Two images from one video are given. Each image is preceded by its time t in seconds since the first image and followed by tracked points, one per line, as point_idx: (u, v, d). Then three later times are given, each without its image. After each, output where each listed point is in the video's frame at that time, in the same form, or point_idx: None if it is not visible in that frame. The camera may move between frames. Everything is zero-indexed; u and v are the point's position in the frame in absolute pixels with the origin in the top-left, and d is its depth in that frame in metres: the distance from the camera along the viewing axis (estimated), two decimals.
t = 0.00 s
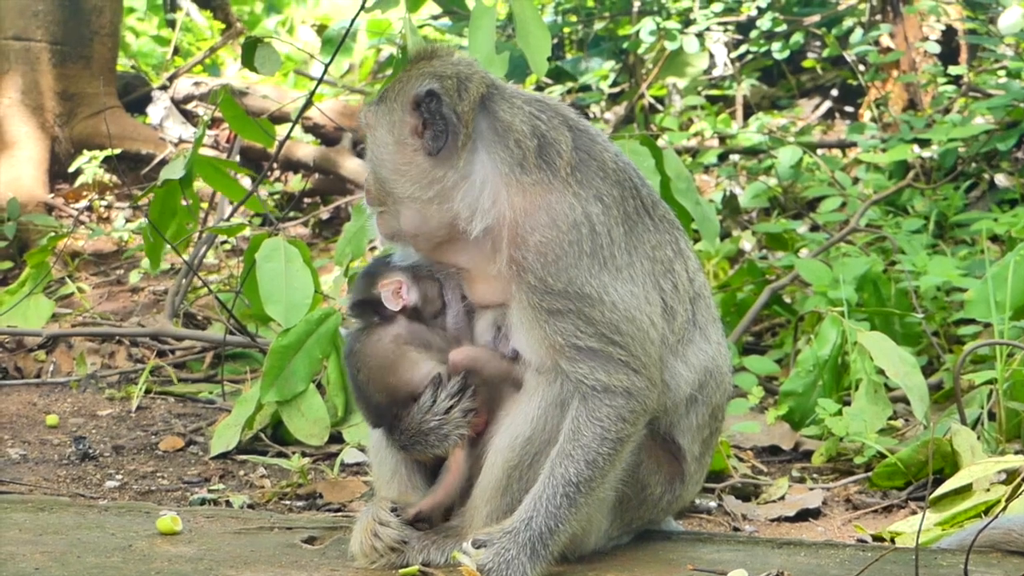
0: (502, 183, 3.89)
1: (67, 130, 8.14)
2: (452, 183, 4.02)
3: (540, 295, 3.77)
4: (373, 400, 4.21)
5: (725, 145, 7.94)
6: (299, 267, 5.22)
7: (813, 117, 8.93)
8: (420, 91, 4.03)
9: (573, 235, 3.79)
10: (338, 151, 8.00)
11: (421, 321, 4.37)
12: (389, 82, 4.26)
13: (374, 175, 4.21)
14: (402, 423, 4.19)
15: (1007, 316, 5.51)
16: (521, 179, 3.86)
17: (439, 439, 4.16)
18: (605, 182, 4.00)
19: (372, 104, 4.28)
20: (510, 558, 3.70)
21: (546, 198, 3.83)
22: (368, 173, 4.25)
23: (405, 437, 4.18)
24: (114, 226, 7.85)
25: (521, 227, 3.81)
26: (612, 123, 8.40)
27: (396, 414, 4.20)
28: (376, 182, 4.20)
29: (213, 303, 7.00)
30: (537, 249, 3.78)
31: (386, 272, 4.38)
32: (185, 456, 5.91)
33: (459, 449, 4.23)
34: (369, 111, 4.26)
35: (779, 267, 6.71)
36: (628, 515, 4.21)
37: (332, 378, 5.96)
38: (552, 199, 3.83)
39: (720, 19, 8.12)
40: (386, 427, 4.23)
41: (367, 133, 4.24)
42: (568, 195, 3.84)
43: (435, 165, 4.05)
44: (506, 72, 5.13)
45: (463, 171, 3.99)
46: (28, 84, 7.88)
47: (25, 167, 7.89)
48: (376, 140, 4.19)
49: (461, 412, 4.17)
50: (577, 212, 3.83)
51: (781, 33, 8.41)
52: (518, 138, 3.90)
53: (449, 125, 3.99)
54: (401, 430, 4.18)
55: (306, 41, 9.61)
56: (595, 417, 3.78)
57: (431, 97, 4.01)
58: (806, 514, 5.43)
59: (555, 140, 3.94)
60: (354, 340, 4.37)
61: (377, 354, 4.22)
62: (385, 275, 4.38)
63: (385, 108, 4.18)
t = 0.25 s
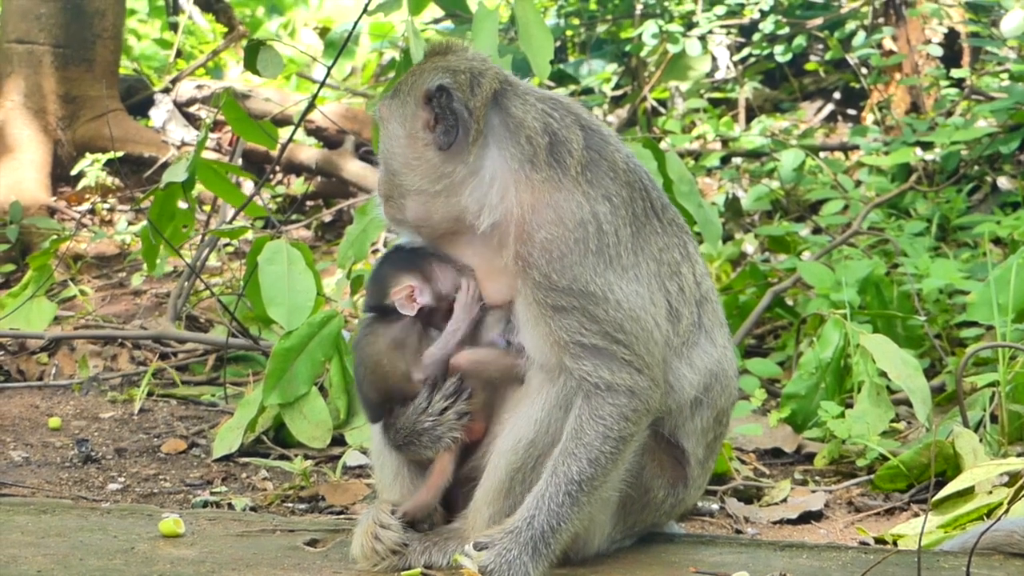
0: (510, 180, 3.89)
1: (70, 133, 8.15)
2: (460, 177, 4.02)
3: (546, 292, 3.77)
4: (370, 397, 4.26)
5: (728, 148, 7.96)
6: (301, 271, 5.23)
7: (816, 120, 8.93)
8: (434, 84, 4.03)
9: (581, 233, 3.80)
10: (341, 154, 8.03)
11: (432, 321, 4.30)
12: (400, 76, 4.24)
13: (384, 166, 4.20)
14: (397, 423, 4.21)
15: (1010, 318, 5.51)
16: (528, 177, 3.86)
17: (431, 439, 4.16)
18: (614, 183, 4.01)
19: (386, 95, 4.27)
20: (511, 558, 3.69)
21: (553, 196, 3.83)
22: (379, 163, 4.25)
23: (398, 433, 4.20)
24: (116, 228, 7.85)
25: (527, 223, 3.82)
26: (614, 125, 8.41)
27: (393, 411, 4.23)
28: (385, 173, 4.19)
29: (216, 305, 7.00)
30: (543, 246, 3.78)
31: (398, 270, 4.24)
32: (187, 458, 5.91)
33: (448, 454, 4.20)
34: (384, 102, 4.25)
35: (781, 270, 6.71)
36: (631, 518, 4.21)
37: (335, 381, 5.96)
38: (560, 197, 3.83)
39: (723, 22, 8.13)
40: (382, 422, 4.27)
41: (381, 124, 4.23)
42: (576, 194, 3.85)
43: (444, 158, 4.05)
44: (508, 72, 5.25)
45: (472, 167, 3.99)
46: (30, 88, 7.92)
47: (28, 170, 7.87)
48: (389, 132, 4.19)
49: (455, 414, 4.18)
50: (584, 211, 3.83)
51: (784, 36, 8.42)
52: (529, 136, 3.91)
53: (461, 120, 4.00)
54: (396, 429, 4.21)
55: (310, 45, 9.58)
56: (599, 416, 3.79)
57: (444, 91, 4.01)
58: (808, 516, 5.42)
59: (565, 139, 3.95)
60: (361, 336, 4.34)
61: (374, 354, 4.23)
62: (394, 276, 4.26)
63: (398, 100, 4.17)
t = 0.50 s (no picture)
0: (523, 180, 3.94)
1: (71, 135, 8.15)
2: (476, 182, 4.04)
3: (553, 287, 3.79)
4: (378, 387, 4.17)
5: (729, 151, 7.97)
6: (302, 273, 5.22)
7: (817, 122, 8.92)
8: (452, 91, 4.06)
9: (590, 232, 3.83)
10: (341, 157, 7.97)
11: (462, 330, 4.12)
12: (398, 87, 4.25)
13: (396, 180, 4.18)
14: (402, 419, 4.13)
15: (1011, 321, 5.51)
16: (540, 177, 3.92)
17: (433, 442, 4.07)
18: (622, 184, 4.04)
19: (388, 108, 4.24)
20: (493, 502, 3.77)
21: (564, 195, 3.87)
22: (389, 179, 4.20)
23: (401, 431, 4.13)
24: (117, 231, 7.85)
25: (537, 222, 3.86)
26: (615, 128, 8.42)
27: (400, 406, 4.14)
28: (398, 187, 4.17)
29: (217, 307, 7.00)
30: (552, 243, 3.81)
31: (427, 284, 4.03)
32: (188, 460, 5.91)
33: (447, 460, 4.11)
34: (389, 115, 4.22)
35: (782, 273, 6.72)
36: (632, 520, 4.20)
37: (336, 383, 5.94)
38: (570, 197, 3.87)
39: (724, 25, 8.14)
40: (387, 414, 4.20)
41: (390, 139, 4.19)
42: (586, 193, 3.89)
43: (462, 166, 4.08)
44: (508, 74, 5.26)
45: (489, 171, 4.03)
46: (32, 90, 7.92)
47: (29, 172, 7.87)
48: (404, 144, 4.17)
49: (460, 421, 4.07)
50: (594, 212, 3.87)
51: (785, 38, 8.43)
52: (540, 133, 3.99)
53: (481, 125, 4.04)
54: (400, 425, 4.13)
55: (313, 49, 9.53)
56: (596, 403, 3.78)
57: (461, 97, 4.05)
58: (809, 518, 5.40)
59: (574, 139, 4.02)
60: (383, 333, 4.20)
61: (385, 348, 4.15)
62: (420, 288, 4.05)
63: (410, 111, 4.17)
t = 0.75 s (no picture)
0: (543, 179, 4.12)
1: (72, 136, 8.15)
2: (527, 189, 4.11)
3: (559, 271, 3.97)
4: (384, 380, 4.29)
5: (730, 152, 7.97)
6: (304, 274, 5.23)
7: (819, 124, 8.92)
8: (505, 95, 4.19)
9: (601, 227, 4.00)
10: (343, 158, 8.00)
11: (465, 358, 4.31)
12: (426, 108, 4.16)
13: (465, 203, 4.10)
14: (398, 416, 4.26)
15: (1012, 322, 5.51)
16: (557, 175, 4.11)
17: (427, 442, 4.24)
18: (627, 184, 4.21)
19: (440, 132, 4.12)
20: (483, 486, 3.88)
21: (577, 191, 4.06)
22: (455, 206, 4.10)
23: (397, 426, 4.25)
24: (119, 232, 7.85)
25: (553, 215, 4.04)
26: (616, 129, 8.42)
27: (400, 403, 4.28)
28: (472, 210, 4.09)
29: (218, 308, 7.00)
30: (567, 238, 3.99)
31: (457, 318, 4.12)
32: (190, 462, 5.90)
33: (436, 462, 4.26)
34: (447, 138, 4.12)
35: (784, 274, 6.72)
36: (630, 520, 4.16)
37: (337, 384, 5.93)
38: (584, 194, 4.05)
39: (726, 26, 8.15)
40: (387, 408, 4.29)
41: (460, 162, 4.10)
42: (597, 189, 4.08)
43: (524, 172, 4.13)
44: (511, 75, 5.29)
45: (532, 176, 4.13)
46: (33, 90, 7.93)
47: (31, 173, 7.87)
48: (477, 163, 4.11)
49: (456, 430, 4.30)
50: (605, 208, 4.04)
51: (787, 40, 8.42)
52: (557, 132, 4.21)
53: (535, 123, 4.17)
54: (397, 422, 4.25)
55: (314, 49, 9.58)
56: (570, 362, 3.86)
57: (518, 100, 4.17)
58: (810, 520, 5.38)
59: (585, 142, 4.22)
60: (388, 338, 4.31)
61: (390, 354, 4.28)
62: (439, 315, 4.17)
63: (468, 129, 4.15)
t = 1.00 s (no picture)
0: (547, 180, 4.12)
1: (73, 136, 8.14)
2: (527, 185, 4.12)
3: (564, 269, 3.97)
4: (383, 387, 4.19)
5: (731, 153, 7.98)
6: (305, 274, 5.24)
7: (820, 125, 8.92)
8: (501, 90, 4.22)
9: (606, 228, 4.00)
10: (345, 158, 7.97)
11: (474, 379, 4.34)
12: (422, 101, 4.19)
13: (457, 190, 4.09)
14: (399, 421, 4.20)
15: (1013, 323, 5.51)
16: (561, 177, 4.11)
17: (428, 448, 4.19)
18: (631, 187, 4.23)
19: (430, 121, 4.13)
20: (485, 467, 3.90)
21: (581, 191, 4.06)
22: (445, 192, 4.09)
23: (398, 432, 4.20)
24: (119, 232, 7.85)
25: (557, 215, 4.03)
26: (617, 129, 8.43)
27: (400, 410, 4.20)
28: (464, 196, 4.08)
29: (219, 309, 7.01)
30: (572, 238, 3.98)
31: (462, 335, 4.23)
32: (191, 462, 5.90)
33: (437, 467, 4.22)
34: (438, 125, 4.12)
35: (784, 275, 6.72)
36: (629, 519, 4.16)
37: (338, 384, 5.92)
38: (589, 195, 4.05)
39: (727, 27, 8.14)
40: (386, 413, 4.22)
41: (450, 147, 4.10)
42: (601, 191, 4.08)
43: (521, 166, 4.15)
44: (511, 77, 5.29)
45: (532, 173, 4.14)
46: (34, 91, 7.92)
47: (31, 173, 7.87)
48: (468, 150, 4.12)
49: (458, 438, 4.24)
50: (610, 209, 4.05)
51: (788, 41, 8.42)
52: (559, 135, 4.23)
53: (533, 122, 4.18)
54: (398, 427, 4.19)
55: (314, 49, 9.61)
56: (570, 348, 3.89)
57: (514, 95, 4.20)
58: (812, 521, 5.36)
59: (588, 145, 4.24)
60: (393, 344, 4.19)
61: (397, 363, 4.16)
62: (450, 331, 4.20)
63: (461, 119, 4.16)
